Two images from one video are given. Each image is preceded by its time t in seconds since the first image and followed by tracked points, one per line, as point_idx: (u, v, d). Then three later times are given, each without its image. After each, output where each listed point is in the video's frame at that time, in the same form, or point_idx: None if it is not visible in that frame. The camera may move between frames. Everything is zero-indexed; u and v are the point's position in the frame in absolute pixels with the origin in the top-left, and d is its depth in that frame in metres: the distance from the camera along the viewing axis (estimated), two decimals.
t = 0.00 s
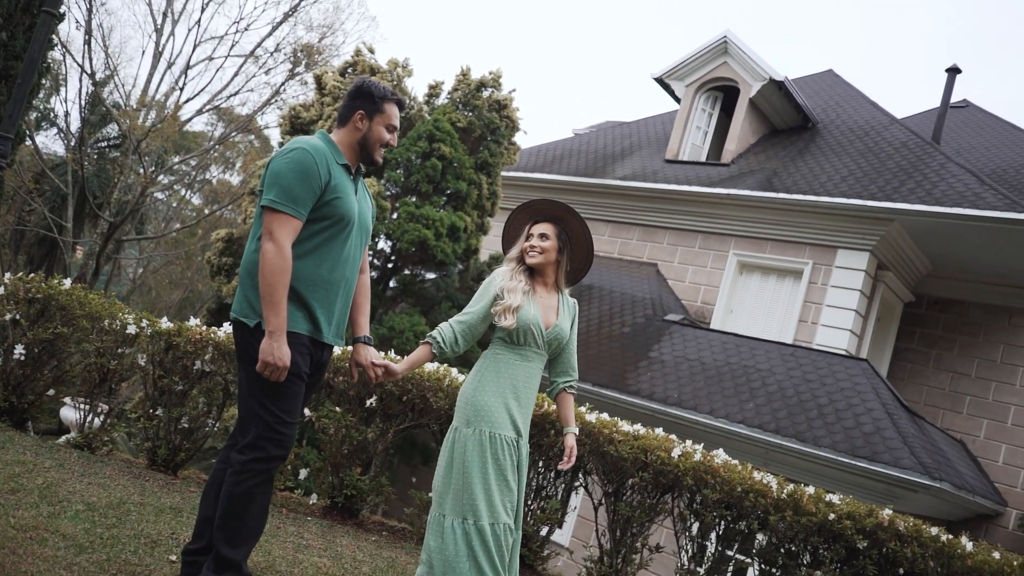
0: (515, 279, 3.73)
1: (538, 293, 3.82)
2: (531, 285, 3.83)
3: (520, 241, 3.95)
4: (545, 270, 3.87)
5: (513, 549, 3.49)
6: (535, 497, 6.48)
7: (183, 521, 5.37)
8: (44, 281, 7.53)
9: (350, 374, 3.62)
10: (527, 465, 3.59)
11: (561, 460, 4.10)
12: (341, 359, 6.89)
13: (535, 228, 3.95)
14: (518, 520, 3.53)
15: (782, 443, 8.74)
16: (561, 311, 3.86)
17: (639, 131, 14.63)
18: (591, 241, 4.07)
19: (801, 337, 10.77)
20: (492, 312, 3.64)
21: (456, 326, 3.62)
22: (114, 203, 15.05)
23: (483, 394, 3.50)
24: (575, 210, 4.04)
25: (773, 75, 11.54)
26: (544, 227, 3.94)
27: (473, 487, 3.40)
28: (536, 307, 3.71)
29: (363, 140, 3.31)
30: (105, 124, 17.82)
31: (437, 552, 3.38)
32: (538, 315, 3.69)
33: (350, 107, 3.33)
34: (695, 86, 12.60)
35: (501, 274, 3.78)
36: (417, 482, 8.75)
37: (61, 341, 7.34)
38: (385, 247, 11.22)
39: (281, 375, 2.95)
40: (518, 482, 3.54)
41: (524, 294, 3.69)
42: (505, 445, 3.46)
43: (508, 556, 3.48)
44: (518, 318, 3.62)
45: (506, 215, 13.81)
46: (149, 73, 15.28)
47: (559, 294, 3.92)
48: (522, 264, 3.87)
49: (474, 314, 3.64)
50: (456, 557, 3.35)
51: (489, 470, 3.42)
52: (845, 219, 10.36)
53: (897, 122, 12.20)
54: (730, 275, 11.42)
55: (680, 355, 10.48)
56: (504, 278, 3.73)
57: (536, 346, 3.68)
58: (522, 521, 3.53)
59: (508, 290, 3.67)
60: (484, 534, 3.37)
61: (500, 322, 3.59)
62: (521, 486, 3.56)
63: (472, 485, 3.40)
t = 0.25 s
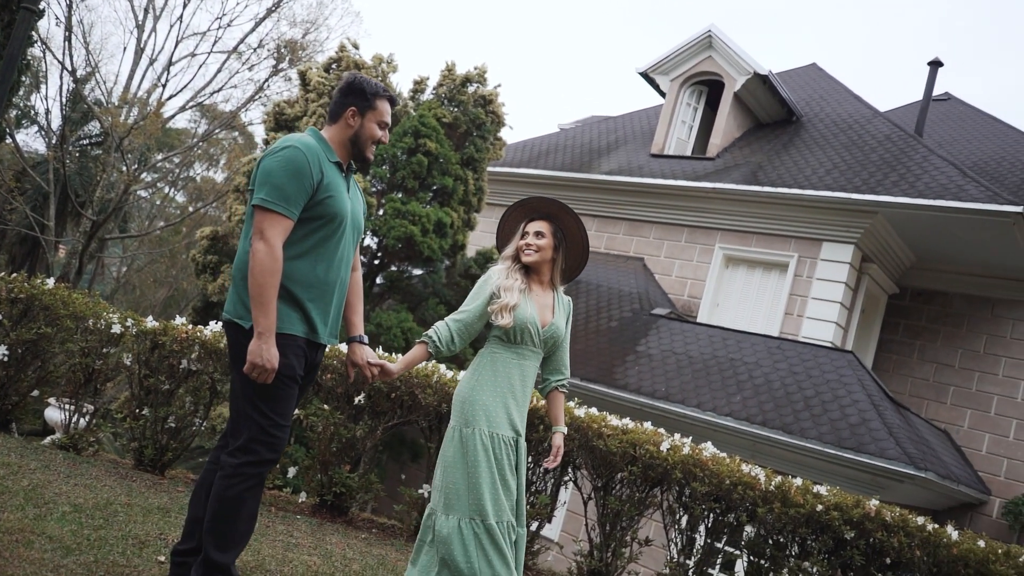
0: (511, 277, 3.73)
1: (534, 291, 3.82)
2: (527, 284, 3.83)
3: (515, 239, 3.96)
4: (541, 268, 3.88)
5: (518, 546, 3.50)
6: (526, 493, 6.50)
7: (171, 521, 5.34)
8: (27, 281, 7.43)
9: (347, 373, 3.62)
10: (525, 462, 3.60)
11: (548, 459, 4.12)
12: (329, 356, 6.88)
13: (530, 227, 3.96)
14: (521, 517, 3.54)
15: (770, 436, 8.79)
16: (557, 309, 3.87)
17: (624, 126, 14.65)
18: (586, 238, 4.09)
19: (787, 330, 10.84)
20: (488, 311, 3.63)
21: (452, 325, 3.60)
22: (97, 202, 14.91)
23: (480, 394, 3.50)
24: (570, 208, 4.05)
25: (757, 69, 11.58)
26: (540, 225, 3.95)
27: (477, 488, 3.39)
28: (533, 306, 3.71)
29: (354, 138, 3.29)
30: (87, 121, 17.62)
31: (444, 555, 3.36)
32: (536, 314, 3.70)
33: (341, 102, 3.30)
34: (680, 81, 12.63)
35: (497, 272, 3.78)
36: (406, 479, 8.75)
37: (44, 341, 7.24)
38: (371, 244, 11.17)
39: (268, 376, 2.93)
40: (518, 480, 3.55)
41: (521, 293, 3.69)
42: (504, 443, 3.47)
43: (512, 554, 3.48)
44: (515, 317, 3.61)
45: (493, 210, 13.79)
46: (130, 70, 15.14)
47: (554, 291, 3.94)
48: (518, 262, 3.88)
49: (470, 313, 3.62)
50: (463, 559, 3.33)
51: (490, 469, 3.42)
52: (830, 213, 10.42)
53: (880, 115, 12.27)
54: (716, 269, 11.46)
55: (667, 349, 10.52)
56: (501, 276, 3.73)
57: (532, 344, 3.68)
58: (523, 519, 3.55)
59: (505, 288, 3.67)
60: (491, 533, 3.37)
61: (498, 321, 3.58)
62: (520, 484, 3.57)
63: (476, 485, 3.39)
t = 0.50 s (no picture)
0: (510, 278, 3.72)
1: (532, 291, 3.82)
2: (526, 284, 3.83)
3: (512, 239, 3.95)
4: (539, 268, 3.88)
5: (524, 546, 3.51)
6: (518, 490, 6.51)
7: (163, 523, 5.32)
8: (13, 283, 7.31)
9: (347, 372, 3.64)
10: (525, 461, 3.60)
11: (539, 459, 4.11)
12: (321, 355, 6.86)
13: (528, 227, 3.96)
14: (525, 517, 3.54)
15: (760, 430, 8.83)
16: (555, 309, 3.87)
17: (612, 122, 14.66)
18: (584, 237, 4.09)
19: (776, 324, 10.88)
20: (487, 312, 3.63)
21: (450, 325, 3.60)
22: (83, 202, 14.80)
23: (478, 396, 3.50)
24: (568, 208, 4.05)
25: (745, 65, 11.61)
26: (537, 225, 3.95)
27: (478, 488, 3.40)
28: (532, 307, 3.71)
29: (349, 135, 3.28)
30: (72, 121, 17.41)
31: (448, 557, 3.36)
32: (535, 315, 3.71)
33: (335, 99, 3.28)
34: (668, 77, 12.64)
35: (495, 273, 3.78)
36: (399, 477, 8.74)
37: (32, 343, 7.12)
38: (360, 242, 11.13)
39: (260, 379, 2.91)
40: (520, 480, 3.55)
41: (520, 293, 3.69)
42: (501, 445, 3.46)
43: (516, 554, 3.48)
44: (515, 317, 3.61)
45: (482, 207, 13.79)
46: (116, 69, 15.03)
47: (552, 291, 3.94)
48: (516, 262, 3.87)
49: (470, 313, 3.62)
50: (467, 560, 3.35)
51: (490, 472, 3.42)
52: (819, 207, 10.46)
53: (866, 110, 12.33)
54: (705, 264, 11.50)
55: (657, 344, 10.55)
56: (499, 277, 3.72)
57: (532, 344, 3.69)
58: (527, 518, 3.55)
59: (503, 289, 3.66)
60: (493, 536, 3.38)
61: (498, 323, 3.59)
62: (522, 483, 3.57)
63: (476, 488, 3.40)
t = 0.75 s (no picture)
0: (510, 280, 3.72)
1: (533, 293, 3.83)
2: (526, 285, 3.84)
3: (512, 241, 3.96)
4: (539, 269, 3.89)
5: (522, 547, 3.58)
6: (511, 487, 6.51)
7: (154, 524, 5.29)
8: None
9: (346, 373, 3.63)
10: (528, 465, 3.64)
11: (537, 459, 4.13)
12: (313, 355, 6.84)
13: (527, 228, 3.96)
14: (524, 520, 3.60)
15: (750, 425, 8.87)
16: (555, 309, 3.89)
17: (601, 119, 14.66)
18: (582, 238, 4.08)
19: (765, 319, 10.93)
20: (489, 315, 3.63)
21: (450, 327, 3.60)
22: (69, 202, 14.69)
23: (482, 400, 3.53)
24: (567, 209, 4.05)
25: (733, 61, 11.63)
26: (536, 226, 3.95)
27: (478, 492, 3.45)
28: (533, 309, 3.71)
29: (344, 132, 3.27)
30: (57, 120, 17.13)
31: (445, 558, 3.43)
32: (536, 316, 3.71)
33: (330, 96, 3.26)
34: (656, 73, 12.66)
35: (495, 275, 3.78)
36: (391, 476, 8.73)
37: (18, 344, 6.98)
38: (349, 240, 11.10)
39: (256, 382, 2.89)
40: (521, 484, 3.61)
41: (521, 296, 3.69)
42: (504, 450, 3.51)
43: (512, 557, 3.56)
44: (517, 320, 3.60)
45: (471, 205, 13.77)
46: (101, 67, 14.92)
47: (552, 292, 3.95)
48: (516, 264, 3.87)
49: (471, 314, 3.62)
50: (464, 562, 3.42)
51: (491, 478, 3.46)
52: (808, 203, 10.50)
53: (853, 106, 12.39)
54: (695, 260, 11.53)
55: (648, 341, 10.57)
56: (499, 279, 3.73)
57: (534, 346, 3.70)
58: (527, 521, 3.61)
59: (505, 291, 3.66)
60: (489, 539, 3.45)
61: (499, 325, 3.57)
62: (524, 486, 3.62)
63: (476, 492, 3.46)
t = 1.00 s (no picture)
0: (511, 285, 3.75)
1: (534, 296, 3.86)
2: (526, 289, 3.87)
3: (511, 244, 3.98)
4: (539, 272, 3.92)
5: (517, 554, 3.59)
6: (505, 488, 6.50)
7: (146, 529, 5.25)
8: None
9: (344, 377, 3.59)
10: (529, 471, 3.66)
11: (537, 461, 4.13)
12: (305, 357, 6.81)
13: (526, 231, 3.98)
14: (522, 526, 3.61)
15: (743, 422, 8.90)
16: (557, 311, 3.91)
17: (590, 117, 14.67)
18: (581, 240, 4.12)
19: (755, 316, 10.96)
20: (493, 320, 3.64)
21: (452, 331, 3.58)
22: (56, 205, 14.58)
23: (489, 404, 3.54)
24: (567, 211, 4.07)
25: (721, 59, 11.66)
26: (536, 229, 3.97)
27: (477, 496, 3.46)
28: (535, 312, 3.74)
29: (339, 133, 3.25)
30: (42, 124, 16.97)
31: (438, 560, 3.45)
32: (539, 320, 3.74)
33: (324, 97, 3.25)
34: (644, 71, 12.67)
35: (497, 280, 3.80)
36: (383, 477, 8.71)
37: (6, 350, 6.94)
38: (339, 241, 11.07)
39: (256, 389, 2.87)
40: (522, 490, 3.62)
41: (523, 300, 3.72)
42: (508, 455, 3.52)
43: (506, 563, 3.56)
44: (520, 325, 3.64)
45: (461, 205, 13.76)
46: (86, 69, 14.82)
47: (552, 294, 3.98)
48: (516, 267, 3.90)
49: (474, 317, 3.62)
50: (457, 564, 3.43)
51: (493, 481, 3.48)
52: (797, 199, 10.55)
53: (841, 103, 12.45)
54: (685, 258, 11.55)
55: (639, 339, 10.59)
56: (501, 284, 3.74)
57: (539, 350, 3.73)
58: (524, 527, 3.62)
59: (507, 297, 3.68)
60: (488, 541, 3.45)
61: (502, 330, 3.62)
62: (523, 493, 3.63)
63: (477, 495, 3.47)
